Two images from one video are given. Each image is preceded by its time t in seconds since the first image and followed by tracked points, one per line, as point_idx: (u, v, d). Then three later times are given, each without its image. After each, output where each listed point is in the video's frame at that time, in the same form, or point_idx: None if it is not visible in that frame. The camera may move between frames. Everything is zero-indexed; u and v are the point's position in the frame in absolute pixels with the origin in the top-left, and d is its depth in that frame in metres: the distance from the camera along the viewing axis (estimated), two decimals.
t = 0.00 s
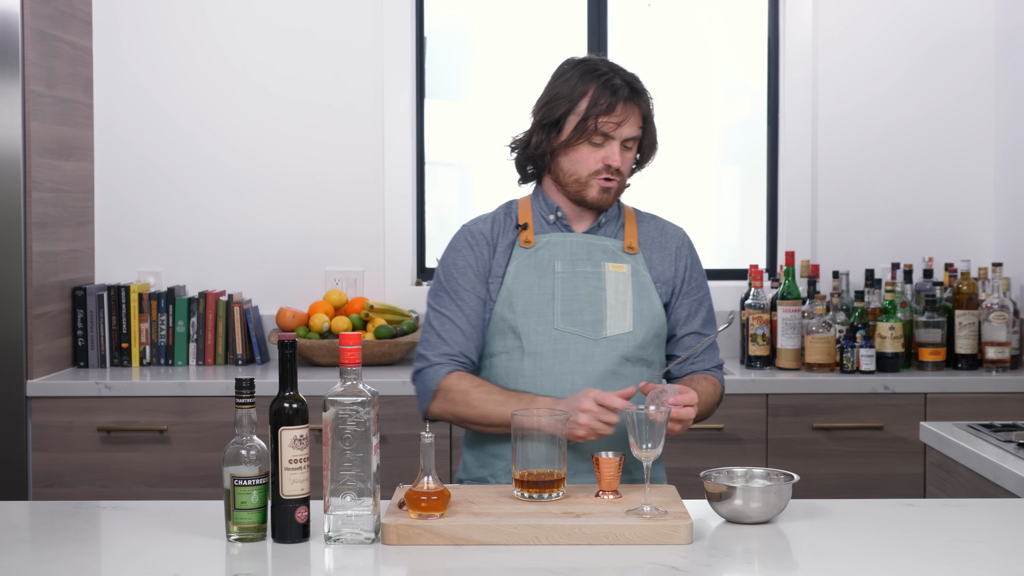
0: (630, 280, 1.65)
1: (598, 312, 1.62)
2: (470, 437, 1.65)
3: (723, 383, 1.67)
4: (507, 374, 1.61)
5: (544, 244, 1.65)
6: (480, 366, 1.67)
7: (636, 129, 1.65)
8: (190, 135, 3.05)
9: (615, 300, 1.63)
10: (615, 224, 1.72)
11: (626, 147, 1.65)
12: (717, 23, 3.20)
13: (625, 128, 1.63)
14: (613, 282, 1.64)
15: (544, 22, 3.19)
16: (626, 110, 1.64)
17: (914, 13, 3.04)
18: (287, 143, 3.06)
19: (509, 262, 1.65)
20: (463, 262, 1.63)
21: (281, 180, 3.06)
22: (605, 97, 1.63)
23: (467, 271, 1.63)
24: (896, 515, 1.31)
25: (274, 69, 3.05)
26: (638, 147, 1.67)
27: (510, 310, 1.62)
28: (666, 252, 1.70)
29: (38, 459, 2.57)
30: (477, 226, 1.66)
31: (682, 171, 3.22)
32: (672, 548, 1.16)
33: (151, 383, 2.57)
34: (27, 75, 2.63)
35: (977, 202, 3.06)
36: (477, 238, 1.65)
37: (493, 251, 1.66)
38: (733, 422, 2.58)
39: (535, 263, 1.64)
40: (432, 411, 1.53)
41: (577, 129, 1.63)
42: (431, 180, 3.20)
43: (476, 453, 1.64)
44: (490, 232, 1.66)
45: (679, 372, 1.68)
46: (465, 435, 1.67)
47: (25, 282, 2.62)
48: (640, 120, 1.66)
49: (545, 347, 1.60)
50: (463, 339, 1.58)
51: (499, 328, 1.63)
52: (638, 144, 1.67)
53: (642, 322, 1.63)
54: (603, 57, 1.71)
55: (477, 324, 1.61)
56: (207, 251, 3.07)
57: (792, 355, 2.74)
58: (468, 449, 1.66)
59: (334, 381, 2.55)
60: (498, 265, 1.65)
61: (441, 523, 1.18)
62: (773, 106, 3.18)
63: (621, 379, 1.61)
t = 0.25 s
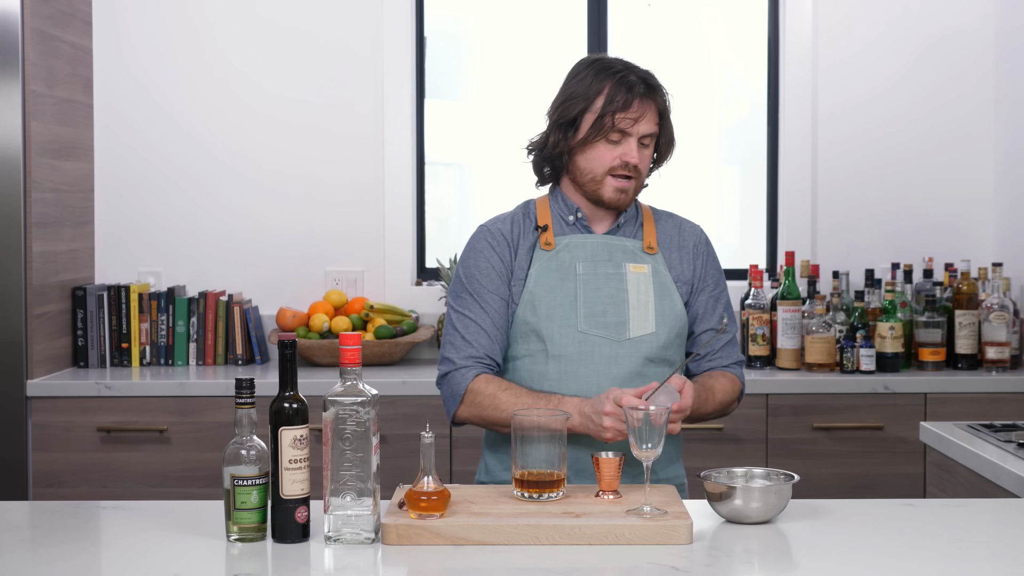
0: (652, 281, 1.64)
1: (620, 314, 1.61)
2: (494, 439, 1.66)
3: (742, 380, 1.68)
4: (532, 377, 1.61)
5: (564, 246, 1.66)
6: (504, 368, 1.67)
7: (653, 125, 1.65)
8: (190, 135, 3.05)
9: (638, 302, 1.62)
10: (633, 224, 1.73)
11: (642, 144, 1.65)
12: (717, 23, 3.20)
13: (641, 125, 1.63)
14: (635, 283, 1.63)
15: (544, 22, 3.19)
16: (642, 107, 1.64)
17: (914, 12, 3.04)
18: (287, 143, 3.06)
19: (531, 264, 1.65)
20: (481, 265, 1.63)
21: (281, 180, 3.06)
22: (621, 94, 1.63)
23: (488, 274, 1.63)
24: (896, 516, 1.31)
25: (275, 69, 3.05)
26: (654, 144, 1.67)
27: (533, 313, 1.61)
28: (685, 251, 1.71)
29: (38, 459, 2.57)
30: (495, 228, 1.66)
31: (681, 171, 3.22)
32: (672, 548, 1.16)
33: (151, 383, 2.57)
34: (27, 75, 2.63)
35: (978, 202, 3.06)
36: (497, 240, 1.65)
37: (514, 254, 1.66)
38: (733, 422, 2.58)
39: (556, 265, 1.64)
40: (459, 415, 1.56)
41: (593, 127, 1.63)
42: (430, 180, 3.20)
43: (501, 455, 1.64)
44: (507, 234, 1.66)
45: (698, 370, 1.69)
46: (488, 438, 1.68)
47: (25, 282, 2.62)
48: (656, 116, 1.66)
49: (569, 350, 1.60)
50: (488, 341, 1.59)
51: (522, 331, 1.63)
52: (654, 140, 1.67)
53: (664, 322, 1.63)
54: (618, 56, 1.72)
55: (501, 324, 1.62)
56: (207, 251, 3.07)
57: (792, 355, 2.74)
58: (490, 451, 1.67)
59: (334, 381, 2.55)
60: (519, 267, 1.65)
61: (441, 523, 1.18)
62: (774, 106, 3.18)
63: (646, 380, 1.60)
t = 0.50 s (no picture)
0: (648, 279, 1.65)
1: (618, 312, 1.62)
2: (491, 440, 1.66)
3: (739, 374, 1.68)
4: (531, 377, 1.60)
5: (560, 245, 1.66)
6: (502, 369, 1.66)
7: (641, 121, 1.66)
8: (190, 135, 3.05)
9: (634, 299, 1.63)
10: (628, 223, 1.73)
11: (633, 140, 1.66)
12: (717, 23, 3.20)
13: (630, 121, 1.64)
14: (631, 281, 1.64)
15: (544, 22, 3.19)
16: (629, 103, 1.65)
17: (914, 13, 3.04)
18: (287, 143, 3.06)
19: (527, 263, 1.66)
20: (479, 263, 1.63)
21: (281, 180, 3.06)
22: (607, 91, 1.64)
23: (486, 272, 1.62)
24: (896, 516, 1.31)
25: (275, 69, 3.05)
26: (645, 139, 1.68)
27: (530, 312, 1.61)
28: (679, 249, 1.71)
29: (38, 459, 2.57)
30: (491, 228, 1.66)
31: (681, 171, 3.22)
32: (672, 548, 1.16)
33: (151, 383, 2.57)
34: (27, 75, 2.63)
35: (978, 202, 3.06)
36: (493, 239, 1.65)
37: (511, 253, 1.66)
38: (733, 422, 2.58)
39: (552, 264, 1.64)
40: (462, 414, 1.54)
41: (582, 126, 1.64)
42: (430, 180, 3.20)
43: (498, 456, 1.64)
44: (503, 233, 1.66)
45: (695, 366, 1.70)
46: (485, 438, 1.67)
47: (25, 282, 2.62)
48: (644, 112, 1.67)
49: (567, 348, 1.59)
50: (488, 339, 1.58)
51: (519, 330, 1.62)
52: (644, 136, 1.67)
53: (661, 320, 1.63)
54: (602, 56, 1.73)
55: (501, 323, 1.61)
56: (207, 251, 3.07)
57: (792, 355, 2.74)
58: (486, 451, 1.67)
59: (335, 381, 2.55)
60: (517, 266, 1.65)
61: (441, 523, 1.18)
62: (774, 106, 3.18)
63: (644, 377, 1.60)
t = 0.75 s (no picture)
0: (629, 278, 1.65)
1: (598, 311, 1.61)
2: (471, 439, 1.66)
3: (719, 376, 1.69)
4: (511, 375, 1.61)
5: (541, 244, 1.66)
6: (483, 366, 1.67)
7: (620, 119, 1.66)
8: (190, 134, 3.05)
9: (615, 298, 1.62)
10: (610, 221, 1.73)
11: (612, 139, 1.66)
12: (717, 23, 3.20)
13: (608, 120, 1.64)
14: (613, 280, 1.64)
15: (544, 22, 3.19)
16: (606, 102, 1.64)
17: (914, 13, 3.04)
18: (286, 143, 3.06)
19: (508, 262, 1.66)
20: (461, 261, 1.63)
21: (281, 180, 3.06)
22: (584, 91, 1.64)
23: (467, 269, 1.63)
24: (896, 515, 1.31)
25: (275, 69, 3.05)
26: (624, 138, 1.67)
27: (510, 310, 1.61)
28: (661, 248, 1.71)
29: (37, 459, 2.57)
30: (474, 227, 1.67)
31: (681, 171, 3.22)
32: (672, 548, 1.16)
33: (151, 383, 2.57)
34: (27, 75, 2.63)
35: (978, 202, 3.06)
36: (474, 238, 1.65)
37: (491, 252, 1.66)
38: (733, 422, 2.58)
39: (533, 263, 1.64)
40: (445, 410, 1.54)
41: (559, 127, 1.64)
42: (431, 180, 3.20)
43: (479, 455, 1.65)
44: (485, 231, 1.67)
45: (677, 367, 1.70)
46: (467, 437, 1.67)
47: (25, 282, 2.62)
48: (622, 110, 1.67)
49: (547, 346, 1.60)
50: (473, 334, 1.58)
51: (500, 328, 1.63)
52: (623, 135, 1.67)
53: (641, 319, 1.63)
54: (579, 54, 1.73)
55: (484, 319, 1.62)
56: (207, 250, 3.07)
57: (792, 355, 2.74)
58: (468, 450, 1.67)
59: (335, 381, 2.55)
60: (497, 265, 1.65)
61: (441, 523, 1.18)
62: (774, 106, 3.18)
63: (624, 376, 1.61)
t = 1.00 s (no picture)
0: (624, 280, 1.65)
1: (593, 313, 1.62)
2: (466, 439, 1.66)
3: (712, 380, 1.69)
4: (506, 377, 1.60)
5: (535, 246, 1.67)
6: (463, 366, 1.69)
7: (623, 126, 1.65)
8: (190, 134, 3.05)
9: (610, 301, 1.63)
10: (606, 223, 1.73)
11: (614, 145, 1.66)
12: (717, 23, 3.20)
13: (612, 127, 1.64)
14: (607, 283, 1.64)
15: (544, 22, 3.19)
16: (611, 108, 1.64)
17: (914, 13, 3.04)
18: (287, 143, 3.06)
19: (501, 264, 1.67)
20: (441, 262, 1.65)
21: (280, 180, 3.06)
22: (590, 96, 1.64)
23: (446, 272, 1.65)
24: (896, 516, 1.31)
25: (275, 69, 3.05)
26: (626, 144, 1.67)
27: (505, 313, 1.62)
28: (656, 251, 1.71)
29: (37, 459, 2.57)
30: (464, 228, 1.69)
31: (682, 171, 3.22)
32: (672, 548, 1.16)
33: (151, 383, 2.57)
34: (27, 75, 2.63)
35: (978, 202, 3.06)
36: (463, 238, 1.68)
37: (482, 254, 1.68)
38: (733, 422, 2.58)
39: (527, 265, 1.65)
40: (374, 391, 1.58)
41: (563, 131, 1.64)
42: (430, 180, 3.20)
43: (474, 456, 1.64)
44: (475, 234, 1.68)
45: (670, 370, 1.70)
46: (462, 437, 1.67)
47: (25, 282, 2.62)
48: (626, 117, 1.66)
49: (542, 349, 1.59)
50: (419, 333, 1.62)
51: (495, 330, 1.63)
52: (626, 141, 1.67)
53: (635, 321, 1.63)
54: (586, 57, 1.72)
55: (442, 323, 1.65)
56: (207, 250, 3.07)
57: (792, 355, 2.74)
58: (462, 451, 1.67)
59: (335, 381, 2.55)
60: (487, 267, 1.67)
61: (441, 523, 1.18)
62: (774, 106, 3.18)
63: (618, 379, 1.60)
